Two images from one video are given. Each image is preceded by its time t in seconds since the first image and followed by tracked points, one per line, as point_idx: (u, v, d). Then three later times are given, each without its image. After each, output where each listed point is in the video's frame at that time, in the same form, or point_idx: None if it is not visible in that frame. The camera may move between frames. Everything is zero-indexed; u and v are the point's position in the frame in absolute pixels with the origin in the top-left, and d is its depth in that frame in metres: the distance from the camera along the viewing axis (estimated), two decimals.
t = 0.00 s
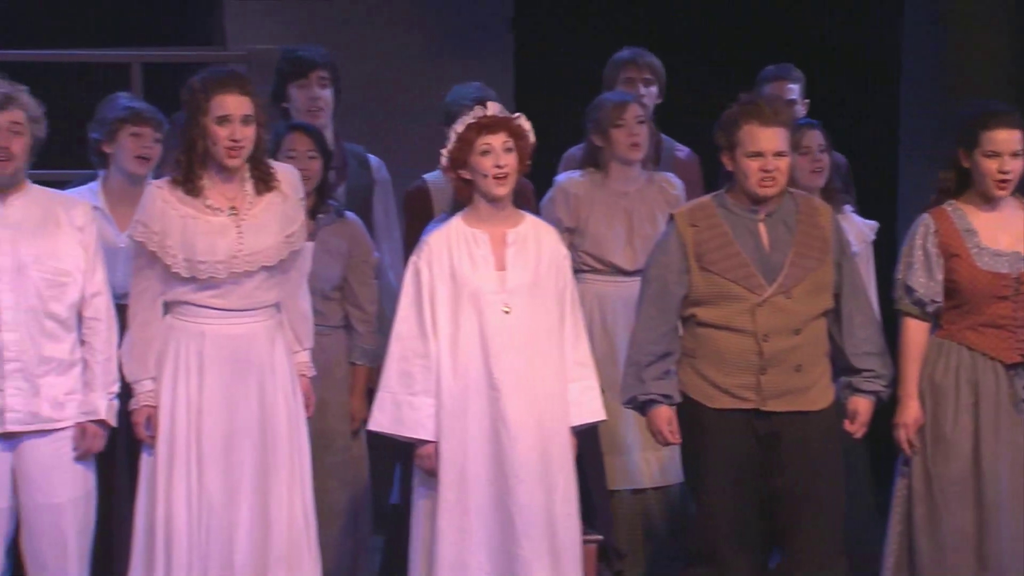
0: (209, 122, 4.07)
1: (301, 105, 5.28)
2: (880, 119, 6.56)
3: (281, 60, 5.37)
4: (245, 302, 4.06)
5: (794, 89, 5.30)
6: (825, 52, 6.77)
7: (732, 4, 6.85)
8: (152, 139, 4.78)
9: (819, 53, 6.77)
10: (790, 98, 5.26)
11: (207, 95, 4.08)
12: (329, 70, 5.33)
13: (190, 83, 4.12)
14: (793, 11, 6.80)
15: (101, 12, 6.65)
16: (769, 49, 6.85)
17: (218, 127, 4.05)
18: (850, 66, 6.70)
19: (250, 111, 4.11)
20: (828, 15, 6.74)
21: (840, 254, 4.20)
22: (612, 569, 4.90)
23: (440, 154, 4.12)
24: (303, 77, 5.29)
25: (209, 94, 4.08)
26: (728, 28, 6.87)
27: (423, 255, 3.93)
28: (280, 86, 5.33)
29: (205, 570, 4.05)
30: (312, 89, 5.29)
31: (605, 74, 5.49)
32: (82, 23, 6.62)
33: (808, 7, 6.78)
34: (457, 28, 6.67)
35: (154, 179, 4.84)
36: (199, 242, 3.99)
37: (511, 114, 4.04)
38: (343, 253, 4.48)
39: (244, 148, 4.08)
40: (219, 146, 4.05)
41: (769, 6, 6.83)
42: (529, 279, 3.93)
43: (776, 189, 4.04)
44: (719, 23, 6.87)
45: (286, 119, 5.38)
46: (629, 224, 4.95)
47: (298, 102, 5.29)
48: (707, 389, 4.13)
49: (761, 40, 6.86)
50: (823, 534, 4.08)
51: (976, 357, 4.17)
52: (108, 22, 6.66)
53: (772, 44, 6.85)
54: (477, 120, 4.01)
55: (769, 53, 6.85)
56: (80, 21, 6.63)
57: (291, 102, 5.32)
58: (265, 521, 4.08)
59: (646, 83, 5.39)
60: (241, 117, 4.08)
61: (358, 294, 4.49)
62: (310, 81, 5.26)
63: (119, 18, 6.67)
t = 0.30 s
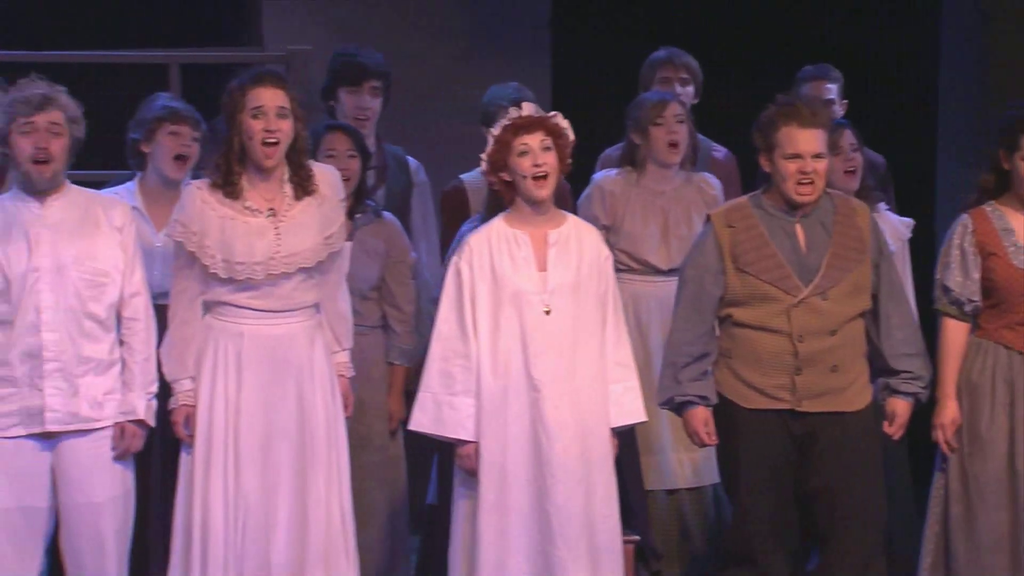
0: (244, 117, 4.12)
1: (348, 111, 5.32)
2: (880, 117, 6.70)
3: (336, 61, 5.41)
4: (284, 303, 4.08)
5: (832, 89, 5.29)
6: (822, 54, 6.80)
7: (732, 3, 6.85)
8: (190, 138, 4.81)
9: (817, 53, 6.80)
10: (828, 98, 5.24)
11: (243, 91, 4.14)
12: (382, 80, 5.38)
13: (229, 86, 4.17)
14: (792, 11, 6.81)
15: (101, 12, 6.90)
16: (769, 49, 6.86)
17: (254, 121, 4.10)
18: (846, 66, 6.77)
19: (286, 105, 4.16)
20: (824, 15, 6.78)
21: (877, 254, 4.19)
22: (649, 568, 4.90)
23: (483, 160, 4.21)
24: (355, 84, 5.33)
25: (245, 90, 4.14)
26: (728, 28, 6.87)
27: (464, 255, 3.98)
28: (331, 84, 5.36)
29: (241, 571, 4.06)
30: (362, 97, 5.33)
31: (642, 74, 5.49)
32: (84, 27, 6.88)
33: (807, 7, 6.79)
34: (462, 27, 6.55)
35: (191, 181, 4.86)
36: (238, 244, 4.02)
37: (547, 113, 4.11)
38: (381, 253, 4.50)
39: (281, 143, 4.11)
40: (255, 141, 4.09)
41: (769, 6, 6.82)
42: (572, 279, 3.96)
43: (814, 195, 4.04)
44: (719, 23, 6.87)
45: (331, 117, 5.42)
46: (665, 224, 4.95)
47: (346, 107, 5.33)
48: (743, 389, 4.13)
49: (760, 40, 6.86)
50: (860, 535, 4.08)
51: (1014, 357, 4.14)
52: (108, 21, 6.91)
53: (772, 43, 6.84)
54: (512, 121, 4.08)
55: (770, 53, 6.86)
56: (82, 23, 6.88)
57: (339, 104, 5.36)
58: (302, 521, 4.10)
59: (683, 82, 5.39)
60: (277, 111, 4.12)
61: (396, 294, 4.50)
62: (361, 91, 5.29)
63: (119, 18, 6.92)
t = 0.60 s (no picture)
0: (281, 116, 4.14)
1: (393, 112, 5.26)
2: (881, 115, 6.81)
3: (387, 62, 5.33)
4: (323, 302, 4.09)
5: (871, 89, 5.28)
6: (820, 53, 6.85)
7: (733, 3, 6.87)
8: (228, 138, 4.83)
9: (816, 53, 6.85)
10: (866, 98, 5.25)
11: (282, 90, 4.16)
12: (429, 83, 5.31)
13: (269, 86, 4.20)
14: (791, 11, 6.86)
15: (101, 11, 6.89)
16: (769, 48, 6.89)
17: (289, 119, 4.12)
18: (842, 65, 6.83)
19: (324, 104, 4.17)
20: (823, 15, 6.83)
21: (916, 255, 4.17)
22: (688, 569, 4.90)
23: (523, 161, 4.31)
24: (400, 86, 5.26)
25: (284, 88, 4.16)
26: (728, 28, 6.90)
27: (505, 256, 4.05)
28: (377, 84, 5.30)
29: (279, 570, 4.06)
30: (408, 100, 5.27)
31: (680, 74, 5.49)
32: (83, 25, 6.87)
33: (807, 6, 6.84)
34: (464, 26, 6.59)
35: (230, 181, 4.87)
36: (277, 243, 4.04)
37: (588, 114, 4.19)
38: (418, 252, 4.51)
39: (318, 143, 4.13)
40: (292, 140, 4.10)
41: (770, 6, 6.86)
42: (614, 279, 4.03)
43: (853, 197, 4.03)
44: (720, 23, 6.89)
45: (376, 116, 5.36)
46: (702, 223, 4.93)
47: (391, 109, 5.27)
48: (779, 389, 4.12)
49: (761, 40, 6.89)
50: (898, 536, 4.07)
51: None
52: (107, 21, 6.89)
53: (773, 43, 6.88)
54: (552, 122, 4.16)
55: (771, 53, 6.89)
56: (83, 21, 6.87)
57: (384, 105, 5.30)
58: (340, 521, 4.09)
59: (721, 82, 5.38)
60: (314, 111, 4.14)
61: (434, 294, 4.51)
62: (407, 92, 5.23)
63: (119, 18, 6.91)
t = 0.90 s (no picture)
0: (325, 116, 4.15)
1: (439, 114, 5.31)
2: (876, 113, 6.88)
3: (433, 63, 5.39)
4: (366, 302, 4.09)
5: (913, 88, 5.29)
6: (817, 54, 6.89)
7: (733, 4, 6.89)
8: (259, 137, 4.82)
9: (815, 53, 6.89)
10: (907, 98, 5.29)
11: (325, 90, 4.17)
12: (476, 87, 5.38)
13: (313, 87, 4.21)
14: (791, 13, 6.90)
15: (100, 11, 7.06)
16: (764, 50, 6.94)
17: (333, 119, 4.13)
18: (838, 66, 6.87)
19: (367, 104, 4.16)
20: (823, 16, 6.87)
21: (960, 256, 4.13)
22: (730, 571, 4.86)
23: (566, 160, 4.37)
24: (447, 88, 5.32)
25: (327, 89, 4.17)
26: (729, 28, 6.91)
27: (548, 257, 4.17)
28: (423, 84, 5.35)
29: (322, 570, 4.06)
30: (455, 102, 5.32)
31: (721, 73, 5.49)
32: (84, 26, 7.03)
33: (806, 7, 6.89)
34: (464, 26, 6.52)
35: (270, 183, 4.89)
36: (320, 242, 4.06)
37: (631, 114, 4.26)
38: (460, 251, 4.53)
39: (361, 143, 4.13)
40: (336, 140, 4.12)
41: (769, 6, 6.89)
42: (657, 280, 4.12)
43: (895, 197, 4.03)
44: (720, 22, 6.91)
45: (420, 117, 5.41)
46: (743, 219, 4.95)
47: (437, 110, 5.32)
48: (819, 389, 4.07)
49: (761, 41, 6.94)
50: (942, 537, 4.02)
51: None
52: (108, 21, 7.06)
53: (772, 43, 6.92)
54: (596, 122, 4.24)
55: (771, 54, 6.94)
56: (83, 22, 7.04)
57: (429, 106, 5.34)
58: (384, 521, 4.09)
59: (762, 81, 5.37)
60: (357, 111, 4.14)
61: (475, 293, 4.54)
62: (454, 95, 5.29)
63: (119, 18, 7.08)
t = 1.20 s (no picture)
0: (371, 115, 4.15)
1: (483, 114, 5.50)
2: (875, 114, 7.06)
3: (480, 64, 5.60)
4: (413, 301, 4.10)
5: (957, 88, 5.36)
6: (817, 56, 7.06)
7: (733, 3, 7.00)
8: (288, 136, 4.78)
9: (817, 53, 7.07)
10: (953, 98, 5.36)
11: (371, 89, 4.17)
12: (518, 88, 5.57)
13: (360, 86, 4.22)
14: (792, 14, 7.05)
15: (101, 12, 7.32)
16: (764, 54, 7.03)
17: (379, 119, 4.13)
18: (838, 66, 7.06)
19: (414, 103, 4.16)
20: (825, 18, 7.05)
21: (1009, 256, 4.13)
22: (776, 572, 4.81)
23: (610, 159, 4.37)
24: (492, 89, 5.51)
25: (374, 88, 4.17)
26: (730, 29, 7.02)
27: (592, 259, 4.18)
28: (469, 85, 5.54)
29: (368, 570, 4.05)
30: (498, 102, 5.50)
31: (765, 73, 5.49)
32: (86, 26, 7.29)
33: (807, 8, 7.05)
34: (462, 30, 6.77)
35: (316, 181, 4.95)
36: (367, 241, 4.06)
37: (675, 114, 4.25)
38: (503, 251, 4.55)
39: (407, 142, 4.13)
40: (381, 138, 4.11)
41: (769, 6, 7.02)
42: (703, 279, 4.12)
43: (943, 196, 4.03)
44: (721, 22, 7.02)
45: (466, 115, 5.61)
46: (788, 219, 4.96)
47: (481, 110, 5.51)
48: (868, 389, 4.07)
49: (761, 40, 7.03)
50: (990, 537, 4.00)
51: None
52: (108, 21, 7.33)
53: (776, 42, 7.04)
54: (640, 121, 4.24)
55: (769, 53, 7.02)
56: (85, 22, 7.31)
57: (475, 106, 5.54)
58: (430, 519, 4.08)
59: (806, 80, 5.37)
60: (403, 110, 4.13)
61: (518, 292, 4.56)
62: (497, 95, 5.48)
63: (119, 18, 7.35)
